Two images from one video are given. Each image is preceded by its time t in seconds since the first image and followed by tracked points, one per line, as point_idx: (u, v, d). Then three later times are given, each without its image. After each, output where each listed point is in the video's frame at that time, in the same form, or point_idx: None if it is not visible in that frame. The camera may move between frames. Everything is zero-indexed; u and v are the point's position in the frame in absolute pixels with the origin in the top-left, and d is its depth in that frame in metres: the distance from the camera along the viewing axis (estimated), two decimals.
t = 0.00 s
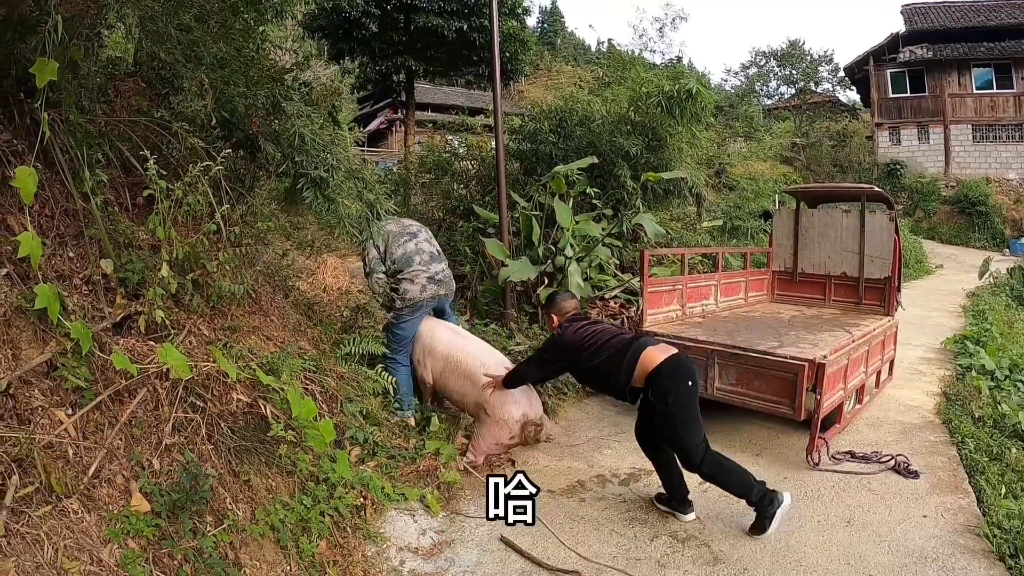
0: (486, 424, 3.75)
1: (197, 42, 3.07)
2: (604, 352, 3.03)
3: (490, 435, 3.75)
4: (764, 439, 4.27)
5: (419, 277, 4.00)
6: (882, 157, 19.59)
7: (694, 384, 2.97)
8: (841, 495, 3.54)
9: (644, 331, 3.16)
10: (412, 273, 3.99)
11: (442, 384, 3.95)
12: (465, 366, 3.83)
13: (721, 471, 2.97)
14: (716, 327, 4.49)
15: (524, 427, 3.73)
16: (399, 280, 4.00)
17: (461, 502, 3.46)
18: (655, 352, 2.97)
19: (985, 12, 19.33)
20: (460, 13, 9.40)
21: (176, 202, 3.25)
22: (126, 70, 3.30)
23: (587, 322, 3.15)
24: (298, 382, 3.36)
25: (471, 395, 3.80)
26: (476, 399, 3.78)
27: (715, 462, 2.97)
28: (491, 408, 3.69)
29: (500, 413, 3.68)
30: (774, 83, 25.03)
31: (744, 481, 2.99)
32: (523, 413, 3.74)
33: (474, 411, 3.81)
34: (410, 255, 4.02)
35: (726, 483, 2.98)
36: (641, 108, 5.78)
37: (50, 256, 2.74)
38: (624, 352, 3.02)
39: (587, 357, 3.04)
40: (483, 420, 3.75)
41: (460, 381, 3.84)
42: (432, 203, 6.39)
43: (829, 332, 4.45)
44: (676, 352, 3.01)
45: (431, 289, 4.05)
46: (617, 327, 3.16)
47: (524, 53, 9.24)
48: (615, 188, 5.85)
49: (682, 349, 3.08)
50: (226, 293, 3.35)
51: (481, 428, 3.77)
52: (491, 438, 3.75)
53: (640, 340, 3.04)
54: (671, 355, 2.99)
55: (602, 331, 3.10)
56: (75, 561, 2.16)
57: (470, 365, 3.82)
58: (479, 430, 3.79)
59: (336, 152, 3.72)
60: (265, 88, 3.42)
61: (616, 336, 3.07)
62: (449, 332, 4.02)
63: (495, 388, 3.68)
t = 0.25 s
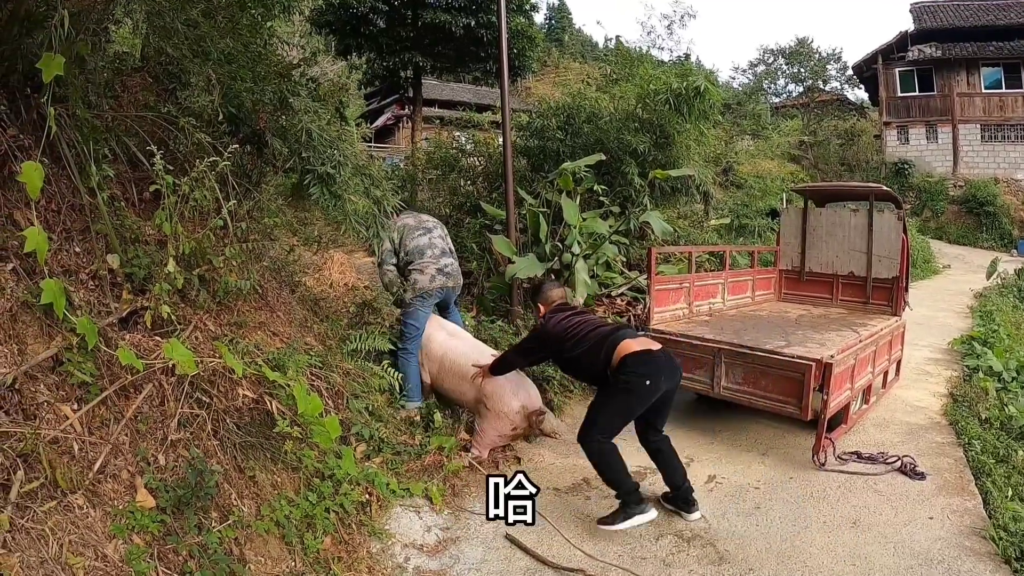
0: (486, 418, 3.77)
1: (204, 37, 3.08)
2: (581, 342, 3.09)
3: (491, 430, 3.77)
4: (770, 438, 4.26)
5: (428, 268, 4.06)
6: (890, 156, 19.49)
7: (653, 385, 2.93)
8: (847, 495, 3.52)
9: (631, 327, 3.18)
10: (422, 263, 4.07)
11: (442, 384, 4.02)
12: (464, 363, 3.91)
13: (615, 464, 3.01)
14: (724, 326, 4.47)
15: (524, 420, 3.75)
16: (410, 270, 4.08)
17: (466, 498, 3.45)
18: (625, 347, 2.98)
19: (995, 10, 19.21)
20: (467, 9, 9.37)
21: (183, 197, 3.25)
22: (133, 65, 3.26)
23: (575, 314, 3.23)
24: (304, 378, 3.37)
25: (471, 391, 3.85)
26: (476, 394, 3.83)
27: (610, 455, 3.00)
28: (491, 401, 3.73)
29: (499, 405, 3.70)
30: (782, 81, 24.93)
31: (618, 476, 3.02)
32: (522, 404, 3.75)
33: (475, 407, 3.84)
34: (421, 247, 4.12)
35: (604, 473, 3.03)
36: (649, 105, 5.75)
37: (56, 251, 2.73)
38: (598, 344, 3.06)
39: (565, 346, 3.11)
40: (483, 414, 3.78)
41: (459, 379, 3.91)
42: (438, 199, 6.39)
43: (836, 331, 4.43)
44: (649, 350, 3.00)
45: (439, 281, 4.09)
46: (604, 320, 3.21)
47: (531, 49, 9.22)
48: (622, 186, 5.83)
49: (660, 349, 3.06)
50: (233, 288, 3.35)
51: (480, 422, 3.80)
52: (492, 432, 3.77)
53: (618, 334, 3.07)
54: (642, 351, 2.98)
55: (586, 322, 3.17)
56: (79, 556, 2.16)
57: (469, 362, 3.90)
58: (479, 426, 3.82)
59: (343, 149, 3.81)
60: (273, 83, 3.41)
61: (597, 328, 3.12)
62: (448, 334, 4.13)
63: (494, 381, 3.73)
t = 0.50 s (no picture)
0: (493, 416, 3.76)
1: (210, 36, 3.06)
2: (562, 340, 3.07)
3: (498, 427, 3.76)
4: (775, 440, 4.24)
5: (440, 253, 4.13)
6: (895, 157, 19.43)
7: (612, 402, 2.90)
8: (852, 498, 3.51)
9: (618, 332, 3.11)
10: (434, 248, 4.14)
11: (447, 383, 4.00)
12: (472, 361, 3.90)
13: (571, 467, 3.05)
14: (729, 327, 4.46)
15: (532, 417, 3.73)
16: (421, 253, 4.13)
17: (470, 499, 3.44)
18: (597, 356, 2.93)
19: (1001, 12, 19.14)
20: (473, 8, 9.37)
21: (187, 196, 3.24)
22: (138, 64, 3.25)
23: (566, 311, 3.19)
24: (308, 377, 3.36)
25: (479, 388, 3.83)
26: (484, 392, 3.81)
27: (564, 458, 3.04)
28: (500, 398, 3.71)
29: (508, 401, 3.69)
30: (787, 82, 24.88)
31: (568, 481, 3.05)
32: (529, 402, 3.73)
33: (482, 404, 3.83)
34: (434, 233, 4.20)
35: (558, 476, 3.07)
36: (655, 105, 5.74)
37: (60, 249, 2.72)
38: (576, 346, 3.02)
39: (547, 342, 3.10)
40: (491, 412, 3.76)
41: (467, 377, 3.90)
42: (443, 198, 6.38)
43: (842, 333, 4.41)
44: (621, 364, 2.93)
45: (447, 268, 4.15)
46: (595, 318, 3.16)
47: (537, 49, 9.20)
48: (628, 186, 5.82)
49: (636, 362, 2.98)
50: (237, 287, 3.35)
51: (488, 420, 3.78)
52: (499, 429, 3.76)
53: (598, 338, 3.01)
54: (612, 363, 2.92)
55: (574, 319, 3.14)
56: (82, 556, 2.15)
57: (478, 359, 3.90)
58: (486, 424, 3.80)
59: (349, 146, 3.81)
60: (278, 81, 3.39)
61: (581, 329, 3.07)
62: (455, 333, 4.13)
63: (504, 377, 3.73)
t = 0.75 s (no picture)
0: (501, 420, 3.66)
1: (210, 33, 3.04)
2: (574, 326, 3.02)
3: (506, 431, 3.66)
4: (776, 439, 4.23)
5: (427, 259, 4.15)
6: (896, 156, 19.40)
7: (618, 395, 2.87)
8: (853, 498, 3.49)
9: (630, 325, 3.08)
10: (419, 255, 4.16)
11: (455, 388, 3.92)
12: (479, 364, 3.82)
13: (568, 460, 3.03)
14: (731, 325, 4.44)
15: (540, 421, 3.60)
16: (406, 261, 4.15)
17: (470, 497, 3.43)
18: (607, 347, 2.89)
19: (1003, 10, 19.10)
20: (474, 5, 9.33)
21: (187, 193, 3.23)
22: (137, 61, 3.24)
23: (580, 297, 3.14)
24: (308, 375, 3.35)
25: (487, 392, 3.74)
26: (491, 396, 3.71)
27: (562, 451, 3.02)
28: (506, 402, 3.60)
29: (514, 405, 3.56)
30: (789, 80, 24.84)
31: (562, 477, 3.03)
32: (534, 406, 3.57)
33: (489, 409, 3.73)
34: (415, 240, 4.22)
35: (556, 471, 3.04)
36: (656, 103, 5.72)
37: (59, 247, 2.71)
38: (586, 335, 2.99)
39: (558, 327, 3.04)
40: (499, 417, 3.65)
41: (474, 381, 3.81)
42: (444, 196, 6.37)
43: (844, 332, 4.39)
44: (629, 357, 2.90)
45: (436, 273, 4.17)
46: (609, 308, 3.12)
47: (539, 46, 9.17)
48: (629, 183, 5.80)
49: (644, 357, 2.95)
50: (236, 285, 3.33)
51: (495, 424, 3.68)
52: (507, 433, 3.66)
53: (610, 329, 2.98)
54: (622, 355, 2.89)
55: (588, 306, 3.09)
56: (80, 555, 2.14)
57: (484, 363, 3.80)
58: (494, 428, 3.70)
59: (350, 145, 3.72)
60: (278, 79, 3.34)
61: (594, 317, 3.03)
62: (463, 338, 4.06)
63: (510, 380, 3.62)
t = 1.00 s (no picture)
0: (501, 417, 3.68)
1: (201, 29, 3.01)
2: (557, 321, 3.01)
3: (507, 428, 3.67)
4: (771, 434, 4.23)
5: (431, 257, 4.17)
6: (891, 152, 19.43)
7: (592, 398, 2.87)
8: (848, 492, 3.50)
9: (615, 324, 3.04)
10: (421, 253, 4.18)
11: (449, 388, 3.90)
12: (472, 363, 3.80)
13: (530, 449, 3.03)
14: (726, 320, 4.44)
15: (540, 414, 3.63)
16: (410, 259, 4.15)
17: (466, 493, 3.43)
18: (586, 348, 2.87)
19: (998, 6, 19.13)
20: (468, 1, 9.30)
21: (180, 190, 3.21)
22: (129, 57, 3.18)
23: (568, 290, 3.10)
24: (302, 372, 3.34)
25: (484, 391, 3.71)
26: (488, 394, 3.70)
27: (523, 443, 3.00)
28: (505, 397, 3.62)
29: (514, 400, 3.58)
30: (784, 76, 24.85)
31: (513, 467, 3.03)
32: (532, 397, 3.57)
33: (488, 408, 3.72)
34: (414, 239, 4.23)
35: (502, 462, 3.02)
36: (651, 98, 5.71)
37: (52, 245, 2.69)
38: (569, 332, 2.97)
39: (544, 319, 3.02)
40: (498, 413, 3.66)
41: (469, 380, 3.79)
42: (439, 192, 6.35)
43: (838, 326, 4.40)
44: (609, 360, 2.89)
45: (440, 271, 4.20)
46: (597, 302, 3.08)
47: (533, 41, 9.14)
48: (623, 179, 5.78)
49: (625, 359, 2.93)
50: (229, 282, 3.32)
51: (496, 421, 3.70)
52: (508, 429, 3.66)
53: (594, 328, 2.96)
54: (602, 357, 2.87)
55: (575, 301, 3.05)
56: (74, 554, 2.13)
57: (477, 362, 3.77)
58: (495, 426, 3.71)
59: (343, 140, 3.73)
60: (271, 74, 3.36)
61: (579, 313, 3.01)
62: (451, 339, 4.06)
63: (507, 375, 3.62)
